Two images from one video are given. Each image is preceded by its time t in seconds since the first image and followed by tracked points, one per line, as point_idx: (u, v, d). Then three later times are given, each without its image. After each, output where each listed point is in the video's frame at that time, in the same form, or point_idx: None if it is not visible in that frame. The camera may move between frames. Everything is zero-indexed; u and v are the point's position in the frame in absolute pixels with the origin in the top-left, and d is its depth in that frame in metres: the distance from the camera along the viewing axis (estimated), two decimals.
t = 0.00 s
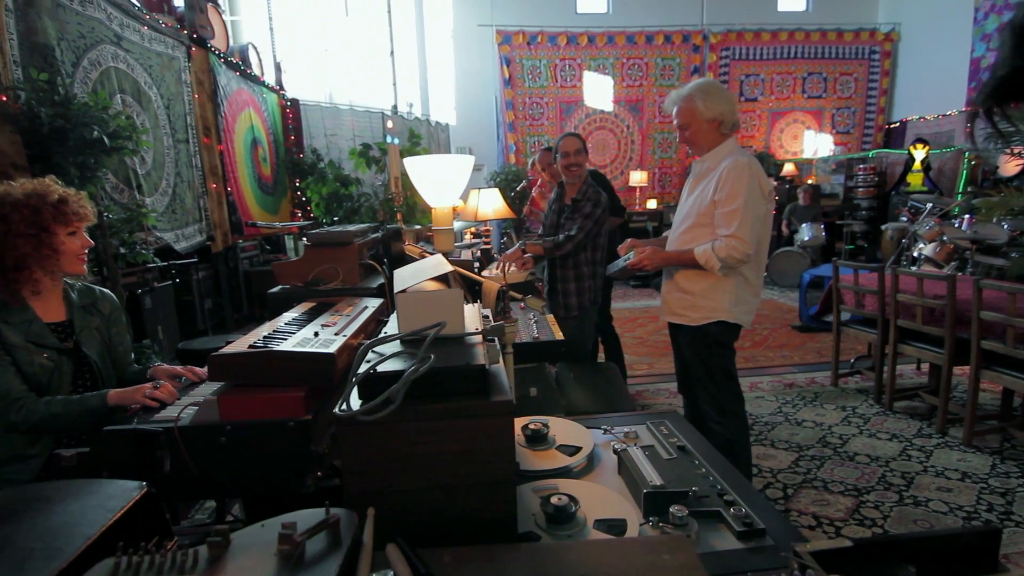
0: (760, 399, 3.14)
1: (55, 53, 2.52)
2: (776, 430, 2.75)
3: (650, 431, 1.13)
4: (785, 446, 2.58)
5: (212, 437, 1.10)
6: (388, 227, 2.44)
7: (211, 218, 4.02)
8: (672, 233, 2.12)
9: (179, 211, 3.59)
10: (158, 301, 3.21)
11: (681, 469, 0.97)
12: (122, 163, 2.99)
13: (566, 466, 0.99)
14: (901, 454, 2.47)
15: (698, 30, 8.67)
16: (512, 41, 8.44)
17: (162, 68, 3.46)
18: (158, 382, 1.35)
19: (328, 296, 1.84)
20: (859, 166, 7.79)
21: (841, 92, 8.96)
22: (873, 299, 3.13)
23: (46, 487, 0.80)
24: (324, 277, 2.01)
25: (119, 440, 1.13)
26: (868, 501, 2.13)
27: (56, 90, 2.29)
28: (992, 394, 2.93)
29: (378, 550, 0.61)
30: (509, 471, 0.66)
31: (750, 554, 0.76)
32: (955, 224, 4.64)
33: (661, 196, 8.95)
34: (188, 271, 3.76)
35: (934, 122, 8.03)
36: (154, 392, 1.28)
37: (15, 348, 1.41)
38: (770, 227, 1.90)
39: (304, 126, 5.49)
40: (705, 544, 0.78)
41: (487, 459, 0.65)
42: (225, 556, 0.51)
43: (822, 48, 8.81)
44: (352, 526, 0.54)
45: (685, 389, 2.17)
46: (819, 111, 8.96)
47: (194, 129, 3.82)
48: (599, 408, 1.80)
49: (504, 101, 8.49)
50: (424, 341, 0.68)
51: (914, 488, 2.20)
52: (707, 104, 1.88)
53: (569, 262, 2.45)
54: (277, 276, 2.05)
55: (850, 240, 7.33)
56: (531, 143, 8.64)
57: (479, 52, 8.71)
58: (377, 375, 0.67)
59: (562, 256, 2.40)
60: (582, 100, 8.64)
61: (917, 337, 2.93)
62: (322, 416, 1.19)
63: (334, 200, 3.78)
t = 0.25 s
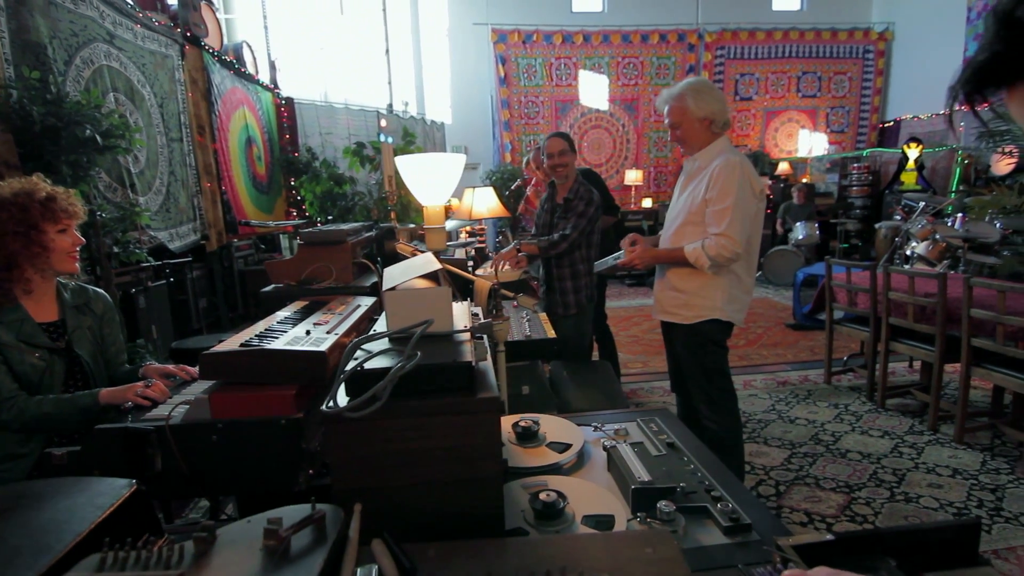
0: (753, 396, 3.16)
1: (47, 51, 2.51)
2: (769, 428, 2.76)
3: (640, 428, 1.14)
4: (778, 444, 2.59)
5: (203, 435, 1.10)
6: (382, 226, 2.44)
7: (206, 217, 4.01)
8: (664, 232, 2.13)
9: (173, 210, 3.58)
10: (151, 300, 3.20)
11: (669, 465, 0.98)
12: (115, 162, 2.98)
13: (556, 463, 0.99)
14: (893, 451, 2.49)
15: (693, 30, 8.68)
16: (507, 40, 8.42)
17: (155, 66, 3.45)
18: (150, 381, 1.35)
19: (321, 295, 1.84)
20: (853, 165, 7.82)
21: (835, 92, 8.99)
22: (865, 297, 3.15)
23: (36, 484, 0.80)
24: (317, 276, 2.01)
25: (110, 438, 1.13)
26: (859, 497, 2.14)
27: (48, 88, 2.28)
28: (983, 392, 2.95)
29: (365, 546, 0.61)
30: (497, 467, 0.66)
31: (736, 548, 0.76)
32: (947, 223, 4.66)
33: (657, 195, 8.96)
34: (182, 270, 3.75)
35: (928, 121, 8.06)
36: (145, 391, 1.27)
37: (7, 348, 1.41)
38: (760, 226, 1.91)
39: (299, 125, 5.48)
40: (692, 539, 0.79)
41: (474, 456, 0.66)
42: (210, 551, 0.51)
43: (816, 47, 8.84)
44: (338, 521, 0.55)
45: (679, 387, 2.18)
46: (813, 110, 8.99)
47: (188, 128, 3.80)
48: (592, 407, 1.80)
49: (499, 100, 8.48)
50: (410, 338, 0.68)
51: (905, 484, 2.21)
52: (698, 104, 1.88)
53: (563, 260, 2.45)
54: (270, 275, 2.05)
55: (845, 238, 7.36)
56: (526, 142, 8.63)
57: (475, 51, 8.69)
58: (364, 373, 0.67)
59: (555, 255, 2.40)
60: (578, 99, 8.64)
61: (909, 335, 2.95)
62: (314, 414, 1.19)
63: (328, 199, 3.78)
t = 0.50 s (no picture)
0: (748, 397, 3.17)
1: (44, 51, 2.51)
2: (763, 428, 2.77)
3: (631, 428, 1.15)
4: (772, 444, 2.60)
5: (197, 434, 1.10)
6: (377, 227, 2.45)
7: (203, 218, 4.00)
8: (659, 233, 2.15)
9: (170, 210, 3.58)
10: (148, 300, 3.19)
11: (659, 464, 0.99)
12: (111, 162, 2.98)
13: (547, 462, 1.00)
14: (886, 451, 2.50)
15: (691, 32, 8.71)
16: (505, 41, 8.43)
17: (153, 67, 3.45)
18: (144, 381, 1.35)
19: (316, 296, 1.82)
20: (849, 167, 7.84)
21: (832, 94, 9.02)
22: (859, 298, 3.16)
23: (29, 482, 0.81)
24: (313, 276, 2.02)
25: (103, 437, 1.14)
26: (852, 497, 2.15)
27: (44, 89, 2.28)
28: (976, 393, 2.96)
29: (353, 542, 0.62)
30: (486, 466, 0.67)
31: (723, 546, 0.77)
32: (942, 224, 4.68)
33: (654, 196, 8.98)
34: (179, 271, 3.74)
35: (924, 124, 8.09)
36: (138, 390, 1.28)
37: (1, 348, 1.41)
38: (751, 226, 1.91)
39: (296, 125, 5.47)
40: (680, 537, 0.80)
41: (463, 454, 0.67)
42: (199, 546, 0.52)
43: (813, 49, 8.87)
44: (326, 518, 0.56)
45: (674, 388, 2.19)
46: (810, 112, 9.02)
47: (185, 128, 3.80)
48: (587, 407, 1.81)
49: (497, 101, 8.49)
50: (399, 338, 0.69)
51: (897, 485, 2.23)
52: (688, 105, 1.89)
53: (558, 261, 2.46)
54: (266, 275, 2.05)
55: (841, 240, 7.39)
56: (524, 143, 8.64)
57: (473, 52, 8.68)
58: (353, 372, 0.68)
59: (550, 255, 2.41)
60: (575, 100, 8.66)
61: (902, 336, 2.96)
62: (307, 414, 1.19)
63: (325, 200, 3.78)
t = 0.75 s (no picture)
0: (737, 394, 3.19)
1: (28, 50, 2.48)
2: (752, 425, 2.80)
3: (618, 425, 1.16)
4: (760, 441, 2.63)
5: (183, 435, 1.10)
6: (366, 227, 2.45)
7: (191, 218, 3.97)
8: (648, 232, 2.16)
9: (157, 211, 3.55)
10: (136, 301, 3.17)
11: (645, 461, 1.00)
12: (98, 162, 2.95)
13: (534, 459, 1.01)
14: (872, 447, 2.53)
15: (680, 31, 8.75)
16: (495, 41, 8.43)
17: (140, 66, 3.42)
18: (129, 383, 1.35)
19: (304, 296, 1.81)
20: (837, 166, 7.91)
21: (820, 93, 9.09)
22: (845, 296, 3.20)
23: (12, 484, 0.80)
24: (301, 276, 2.01)
25: (88, 440, 1.13)
26: (838, 492, 2.18)
27: (29, 88, 2.26)
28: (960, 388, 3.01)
29: (336, 539, 0.62)
30: (470, 464, 0.68)
31: (705, 540, 0.78)
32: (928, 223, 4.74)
33: (644, 195, 9.02)
34: (167, 272, 3.71)
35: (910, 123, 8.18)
36: (124, 392, 1.27)
37: None
38: (738, 224, 1.93)
39: (286, 125, 5.44)
40: (663, 532, 0.81)
41: (448, 452, 0.67)
42: (181, 545, 0.52)
43: (801, 49, 8.94)
44: (309, 517, 0.56)
45: (664, 385, 2.21)
46: (798, 111, 9.09)
47: (172, 128, 3.77)
48: (576, 405, 1.82)
49: (488, 101, 8.49)
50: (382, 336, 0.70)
51: (883, 479, 2.25)
52: (673, 105, 1.91)
53: (547, 261, 2.47)
54: (254, 276, 2.05)
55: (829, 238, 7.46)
56: (515, 142, 8.64)
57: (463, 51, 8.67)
58: (337, 370, 0.69)
59: (540, 255, 2.42)
60: (566, 100, 8.67)
61: (888, 333, 2.99)
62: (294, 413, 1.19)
63: (314, 201, 3.77)
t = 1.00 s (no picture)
0: (719, 395, 3.23)
1: (3, 50, 2.43)
2: (733, 425, 2.83)
3: (597, 426, 1.17)
4: (741, 440, 2.66)
5: (160, 441, 1.08)
6: (349, 231, 2.44)
7: (171, 221, 3.92)
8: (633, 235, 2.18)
9: (136, 214, 3.50)
10: (113, 307, 3.11)
11: (624, 462, 1.01)
12: (74, 165, 2.90)
13: (515, 461, 1.01)
14: (850, 445, 2.58)
15: (663, 36, 8.86)
16: (480, 44, 8.45)
17: (118, 68, 3.37)
18: (105, 390, 1.33)
19: (286, 300, 1.79)
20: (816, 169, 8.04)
21: (799, 98, 9.24)
22: (824, 297, 3.25)
23: None
24: (283, 280, 1.99)
25: (62, 447, 1.11)
26: (817, 491, 2.21)
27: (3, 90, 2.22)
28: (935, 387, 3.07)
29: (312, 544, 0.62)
30: (447, 468, 0.68)
31: (682, 540, 0.79)
32: (904, 225, 4.84)
33: (628, 198, 9.09)
34: (147, 276, 3.66)
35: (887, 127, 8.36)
36: (100, 400, 1.26)
37: None
38: (722, 227, 1.96)
39: (268, 127, 5.39)
40: (641, 532, 0.82)
41: (425, 455, 0.67)
42: (154, 553, 0.52)
43: (781, 54, 9.09)
44: (283, 522, 0.56)
45: (647, 386, 2.23)
46: (779, 115, 9.23)
47: (152, 131, 3.72)
48: (558, 408, 1.83)
49: (472, 104, 8.49)
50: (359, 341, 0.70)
51: (860, 477, 2.30)
52: (657, 108, 1.93)
53: (530, 263, 2.48)
54: (234, 281, 2.04)
55: (809, 240, 7.57)
56: (500, 145, 8.66)
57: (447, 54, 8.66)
58: (314, 375, 0.68)
59: (523, 258, 2.42)
60: (550, 103, 8.71)
61: (865, 333, 3.05)
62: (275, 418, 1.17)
63: (296, 204, 3.75)
